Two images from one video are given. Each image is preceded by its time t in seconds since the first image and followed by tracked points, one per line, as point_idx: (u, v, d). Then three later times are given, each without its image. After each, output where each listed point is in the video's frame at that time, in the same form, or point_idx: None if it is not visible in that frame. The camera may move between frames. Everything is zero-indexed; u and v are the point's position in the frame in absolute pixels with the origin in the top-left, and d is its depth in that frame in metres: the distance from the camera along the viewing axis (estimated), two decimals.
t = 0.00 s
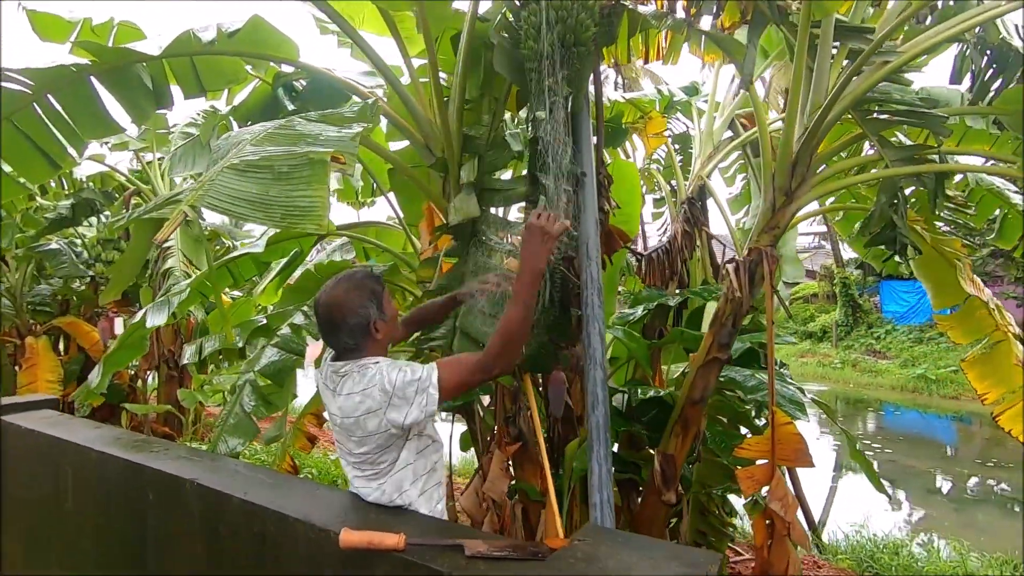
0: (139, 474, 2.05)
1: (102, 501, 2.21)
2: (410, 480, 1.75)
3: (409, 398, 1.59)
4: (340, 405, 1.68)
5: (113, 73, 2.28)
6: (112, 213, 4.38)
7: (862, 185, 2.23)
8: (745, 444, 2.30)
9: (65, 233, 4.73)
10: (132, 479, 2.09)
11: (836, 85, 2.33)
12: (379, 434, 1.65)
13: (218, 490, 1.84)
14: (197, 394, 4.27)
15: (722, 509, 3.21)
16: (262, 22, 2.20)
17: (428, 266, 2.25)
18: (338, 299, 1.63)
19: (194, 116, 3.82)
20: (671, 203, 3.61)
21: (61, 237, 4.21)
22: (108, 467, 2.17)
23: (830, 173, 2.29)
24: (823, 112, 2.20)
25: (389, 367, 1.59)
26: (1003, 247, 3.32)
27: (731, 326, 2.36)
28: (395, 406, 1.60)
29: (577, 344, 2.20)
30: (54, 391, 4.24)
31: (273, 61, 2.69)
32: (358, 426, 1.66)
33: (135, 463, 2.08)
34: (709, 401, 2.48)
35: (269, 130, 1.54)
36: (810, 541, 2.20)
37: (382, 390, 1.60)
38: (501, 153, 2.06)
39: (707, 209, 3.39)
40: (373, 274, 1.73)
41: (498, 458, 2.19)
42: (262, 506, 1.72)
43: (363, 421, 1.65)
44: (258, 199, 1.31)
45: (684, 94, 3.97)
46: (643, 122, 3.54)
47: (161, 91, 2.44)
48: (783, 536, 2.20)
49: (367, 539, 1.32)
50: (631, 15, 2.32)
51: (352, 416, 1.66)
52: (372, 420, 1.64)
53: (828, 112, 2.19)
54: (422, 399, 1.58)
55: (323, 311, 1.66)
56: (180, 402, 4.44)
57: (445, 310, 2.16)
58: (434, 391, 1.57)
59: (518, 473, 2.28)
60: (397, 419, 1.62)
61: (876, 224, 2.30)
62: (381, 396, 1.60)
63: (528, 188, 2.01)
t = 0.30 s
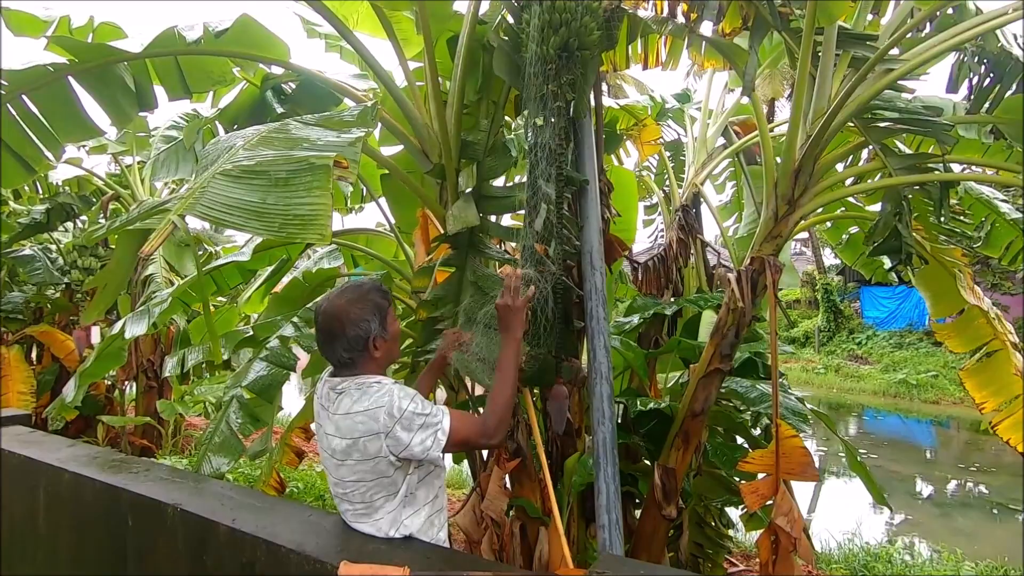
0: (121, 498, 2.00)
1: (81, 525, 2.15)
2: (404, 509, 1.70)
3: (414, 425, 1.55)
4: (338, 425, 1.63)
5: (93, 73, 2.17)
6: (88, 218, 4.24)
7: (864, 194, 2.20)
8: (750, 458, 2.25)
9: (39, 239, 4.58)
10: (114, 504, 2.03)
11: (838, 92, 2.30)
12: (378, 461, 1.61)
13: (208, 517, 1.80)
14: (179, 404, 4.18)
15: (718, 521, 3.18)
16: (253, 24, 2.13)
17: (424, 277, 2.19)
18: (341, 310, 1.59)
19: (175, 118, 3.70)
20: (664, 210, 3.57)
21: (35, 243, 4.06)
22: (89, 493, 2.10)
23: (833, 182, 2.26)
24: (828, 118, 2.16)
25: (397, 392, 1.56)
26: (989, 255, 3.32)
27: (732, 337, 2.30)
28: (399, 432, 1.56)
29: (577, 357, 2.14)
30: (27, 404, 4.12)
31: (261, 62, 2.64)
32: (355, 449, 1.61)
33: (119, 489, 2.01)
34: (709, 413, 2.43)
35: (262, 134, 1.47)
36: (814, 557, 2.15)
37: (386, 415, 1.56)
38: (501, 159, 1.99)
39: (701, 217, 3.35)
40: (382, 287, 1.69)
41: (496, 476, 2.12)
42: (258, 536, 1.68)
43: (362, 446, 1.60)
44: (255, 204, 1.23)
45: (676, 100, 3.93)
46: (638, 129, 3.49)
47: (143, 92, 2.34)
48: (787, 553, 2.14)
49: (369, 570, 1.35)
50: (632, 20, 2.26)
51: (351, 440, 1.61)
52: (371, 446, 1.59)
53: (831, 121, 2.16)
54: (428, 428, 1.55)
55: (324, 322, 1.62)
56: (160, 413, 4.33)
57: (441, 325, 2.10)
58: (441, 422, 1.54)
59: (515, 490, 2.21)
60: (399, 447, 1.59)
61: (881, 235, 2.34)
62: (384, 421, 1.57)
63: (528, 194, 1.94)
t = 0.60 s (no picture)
0: (95, 522, 1.93)
1: (52, 548, 2.06)
2: (405, 532, 1.68)
3: (427, 447, 1.57)
4: (345, 443, 1.62)
5: (68, 72, 2.08)
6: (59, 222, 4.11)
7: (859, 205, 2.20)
8: (745, 471, 2.23)
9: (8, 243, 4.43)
10: (89, 526, 1.96)
11: (832, 103, 2.32)
12: (385, 481, 1.60)
13: (190, 542, 1.73)
14: (154, 416, 4.10)
15: (707, 531, 3.15)
16: (242, 25, 2.08)
17: (415, 287, 2.14)
18: (345, 326, 1.58)
19: (152, 120, 3.60)
20: (653, 218, 3.56)
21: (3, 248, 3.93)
22: (62, 515, 2.02)
23: (826, 192, 2.26)
24: (823, 128, 2.16)
25: (412, 411, 1.58)
26: (971, 265, 3.36)
27: (728, 347, 2.27)
28: (411, 453, 1.57)
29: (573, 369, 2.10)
30: None
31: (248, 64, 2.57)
32: (362, 468, 1.60)
33: (92, 512, 1.94)
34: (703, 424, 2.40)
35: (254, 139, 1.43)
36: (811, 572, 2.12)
37: (399, 435, 1.57)
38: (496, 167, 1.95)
39: (690, 226, 3.34)
40: (385, 300, 1.67)
41: (489, 491, 2.07)
42: (243, 562, 1.62)
43: (370, 465, 1.59)
44: (251, 217, 1.19)
45: (664, 108, 3.92)
46: (628, 137, 3.47)
47: (122, 92, 2.26)
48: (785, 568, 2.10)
49: None
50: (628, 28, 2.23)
51: (358, 458, 1.60)
52: (379, 465, 1.59)
53: (825, 134, 2.16)
54: (442, 451, 1.58)
55: (330, 338, 1.61)
56: (134, 424, 4.21)
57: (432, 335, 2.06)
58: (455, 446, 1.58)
59: (508, 505, 2.17)
60: (409, 466, 1.59)
61: (876, 246, 2.39)
62: (396, 441, 1.57)
63: (524, 203, 1.89)
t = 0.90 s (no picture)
0: (66, 549, 1.89)
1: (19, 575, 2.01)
2: (413, 550, 1.68)
3: (438, 465, 1.58)
4: (349, 468, 1.61)
5: (48, 82, 2.04)
6: (26, 229, 3.99)
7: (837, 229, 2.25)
8: (728, 489, 2.25)
9: None
10: (59, 553, 1.92)
11: (812, 131, 2.38)
12: (393, 502, 1.60)
13: (168, 569, 1.71)
14: (120, 430, 3.99)
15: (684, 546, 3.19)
16: (230, 38, 2.06)
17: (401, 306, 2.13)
18: (337, 363, 1.59)
19: (122, 124, 3.47)
20: (633, 234, 3.60)
21: None
22: (30, 542, 1.97)
23: (806, 216, 2.31)
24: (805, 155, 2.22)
25: (416, 429, 1.60)
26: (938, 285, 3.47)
27: (710, 368, 2.30)
28: (420, 472, 1.57)
29: (559, 390, 2.12)
30: None
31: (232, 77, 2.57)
32: (368, 492, 1.60)
33: (64, 539, 1.90)
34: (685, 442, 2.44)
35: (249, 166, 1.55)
36: None
37: (407, 455, 1.57)
38: (487, 188, 1.95)
39: (670, 243, 3.39)
40: (372, 325, 1.67)
41: (474, 512, 2.08)
42: None
43: (376, 487, 1.59)
44: (252, 246, 1.31)
45: (645, 126, 3.98)
46: (611, 154, 3.51)
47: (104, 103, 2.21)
48: None
49: None
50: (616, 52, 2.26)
51: (364, 481, 1.60)
52: (386, 487, 1.59)
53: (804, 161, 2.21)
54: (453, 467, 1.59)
55: (323, 379, 1.61)
56: (99, 438, 4.10)
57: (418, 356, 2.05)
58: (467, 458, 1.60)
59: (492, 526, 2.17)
60: (416, 484, 1.59)
61: (854, 268, 2.46)
62: (404, 461, 1.57)
63: (514, 224, 1.89)
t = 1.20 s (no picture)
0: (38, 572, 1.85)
1: None
2: (410, 564, 1.68)
3: (425, 481, 1.57)
4: (337, 491, 1.61)
5: (32, 95, 2.04)
6: None
7: (813, 251, 2.32)
8: (710, 505, 2.30)
9: None
10: None
11: (789, 156, 2.45)
12: (382, 523, 1.60)
13: None
14: (88, 446, 3.89)
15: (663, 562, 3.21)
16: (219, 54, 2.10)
17: (388, 323, 2.15)
18: (320, 391, 1.58)
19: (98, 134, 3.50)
20: (615, 251, 3.66)
21: None
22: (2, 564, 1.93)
23: (785, 238, 2.37)
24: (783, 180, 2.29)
25: (400, 448, 1.59)
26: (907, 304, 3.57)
27: (692, 386, 2.34)
28: (407, 490, 1.58)
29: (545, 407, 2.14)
30: None
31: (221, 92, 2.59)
32: (356, 514, 1.60)
33: (37, 561, 1.86)
34: (667, 458, 2.48)
35: (251, 188, 1.63)
36: None
37: (393, 474, 1.58)
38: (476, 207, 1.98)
39: (651, 260, 3.45)
40: (354, 346, 1.68)
41: (459, 530, 2.08)
42: None
43: (364, 510, 1.59)
44: (258, 267, 1.40)
45: (626, 145, 4.06)
46: (593, 173, 3.57)
47: (88, 117, 2.21)
48: None
49: None
50: (600, 77, 2.32)
51: (352, 504, 1.60)
52: (374, 508, 1.59)
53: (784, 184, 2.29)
54: (442, 481, 1.59)
55: (308, 408, 1.61)
56: (65, 455, 4.00)
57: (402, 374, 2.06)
58: (455, 472, 1.59)
59: (479, 546, 2.16)
60: (404, 505, 1.59)
61: (831, 287, 2.53)
62: (391, 481, 1.57)
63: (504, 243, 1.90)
